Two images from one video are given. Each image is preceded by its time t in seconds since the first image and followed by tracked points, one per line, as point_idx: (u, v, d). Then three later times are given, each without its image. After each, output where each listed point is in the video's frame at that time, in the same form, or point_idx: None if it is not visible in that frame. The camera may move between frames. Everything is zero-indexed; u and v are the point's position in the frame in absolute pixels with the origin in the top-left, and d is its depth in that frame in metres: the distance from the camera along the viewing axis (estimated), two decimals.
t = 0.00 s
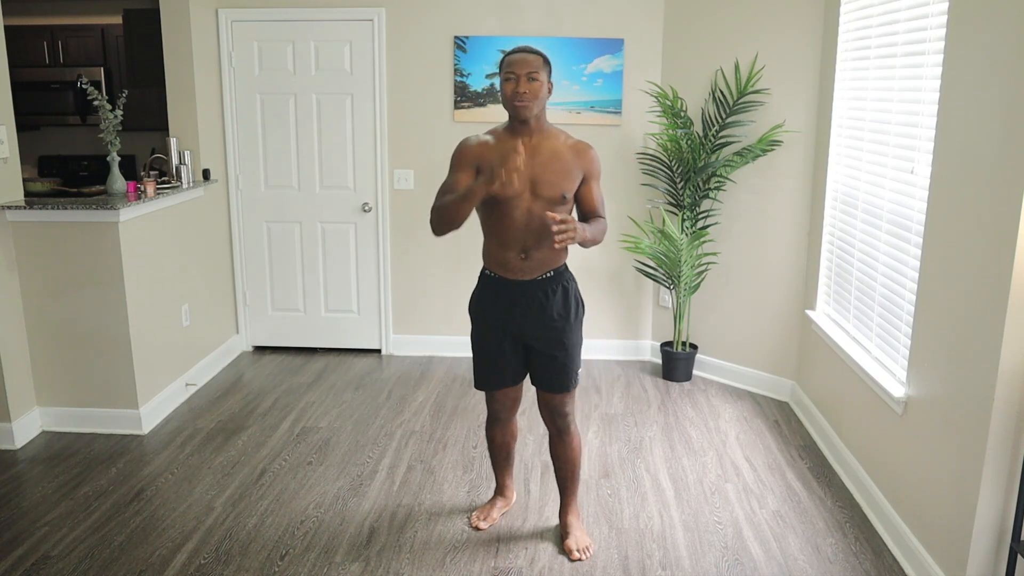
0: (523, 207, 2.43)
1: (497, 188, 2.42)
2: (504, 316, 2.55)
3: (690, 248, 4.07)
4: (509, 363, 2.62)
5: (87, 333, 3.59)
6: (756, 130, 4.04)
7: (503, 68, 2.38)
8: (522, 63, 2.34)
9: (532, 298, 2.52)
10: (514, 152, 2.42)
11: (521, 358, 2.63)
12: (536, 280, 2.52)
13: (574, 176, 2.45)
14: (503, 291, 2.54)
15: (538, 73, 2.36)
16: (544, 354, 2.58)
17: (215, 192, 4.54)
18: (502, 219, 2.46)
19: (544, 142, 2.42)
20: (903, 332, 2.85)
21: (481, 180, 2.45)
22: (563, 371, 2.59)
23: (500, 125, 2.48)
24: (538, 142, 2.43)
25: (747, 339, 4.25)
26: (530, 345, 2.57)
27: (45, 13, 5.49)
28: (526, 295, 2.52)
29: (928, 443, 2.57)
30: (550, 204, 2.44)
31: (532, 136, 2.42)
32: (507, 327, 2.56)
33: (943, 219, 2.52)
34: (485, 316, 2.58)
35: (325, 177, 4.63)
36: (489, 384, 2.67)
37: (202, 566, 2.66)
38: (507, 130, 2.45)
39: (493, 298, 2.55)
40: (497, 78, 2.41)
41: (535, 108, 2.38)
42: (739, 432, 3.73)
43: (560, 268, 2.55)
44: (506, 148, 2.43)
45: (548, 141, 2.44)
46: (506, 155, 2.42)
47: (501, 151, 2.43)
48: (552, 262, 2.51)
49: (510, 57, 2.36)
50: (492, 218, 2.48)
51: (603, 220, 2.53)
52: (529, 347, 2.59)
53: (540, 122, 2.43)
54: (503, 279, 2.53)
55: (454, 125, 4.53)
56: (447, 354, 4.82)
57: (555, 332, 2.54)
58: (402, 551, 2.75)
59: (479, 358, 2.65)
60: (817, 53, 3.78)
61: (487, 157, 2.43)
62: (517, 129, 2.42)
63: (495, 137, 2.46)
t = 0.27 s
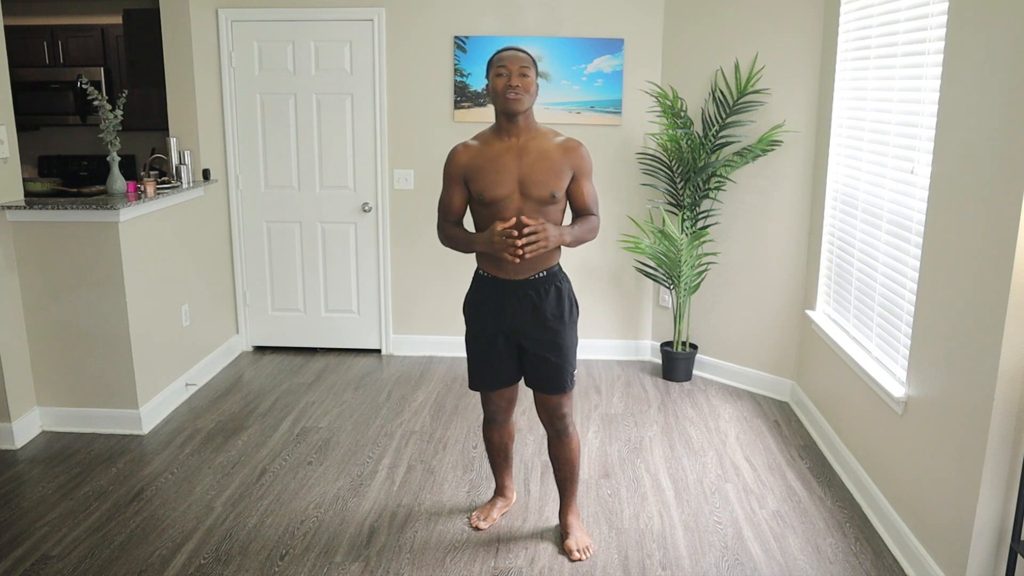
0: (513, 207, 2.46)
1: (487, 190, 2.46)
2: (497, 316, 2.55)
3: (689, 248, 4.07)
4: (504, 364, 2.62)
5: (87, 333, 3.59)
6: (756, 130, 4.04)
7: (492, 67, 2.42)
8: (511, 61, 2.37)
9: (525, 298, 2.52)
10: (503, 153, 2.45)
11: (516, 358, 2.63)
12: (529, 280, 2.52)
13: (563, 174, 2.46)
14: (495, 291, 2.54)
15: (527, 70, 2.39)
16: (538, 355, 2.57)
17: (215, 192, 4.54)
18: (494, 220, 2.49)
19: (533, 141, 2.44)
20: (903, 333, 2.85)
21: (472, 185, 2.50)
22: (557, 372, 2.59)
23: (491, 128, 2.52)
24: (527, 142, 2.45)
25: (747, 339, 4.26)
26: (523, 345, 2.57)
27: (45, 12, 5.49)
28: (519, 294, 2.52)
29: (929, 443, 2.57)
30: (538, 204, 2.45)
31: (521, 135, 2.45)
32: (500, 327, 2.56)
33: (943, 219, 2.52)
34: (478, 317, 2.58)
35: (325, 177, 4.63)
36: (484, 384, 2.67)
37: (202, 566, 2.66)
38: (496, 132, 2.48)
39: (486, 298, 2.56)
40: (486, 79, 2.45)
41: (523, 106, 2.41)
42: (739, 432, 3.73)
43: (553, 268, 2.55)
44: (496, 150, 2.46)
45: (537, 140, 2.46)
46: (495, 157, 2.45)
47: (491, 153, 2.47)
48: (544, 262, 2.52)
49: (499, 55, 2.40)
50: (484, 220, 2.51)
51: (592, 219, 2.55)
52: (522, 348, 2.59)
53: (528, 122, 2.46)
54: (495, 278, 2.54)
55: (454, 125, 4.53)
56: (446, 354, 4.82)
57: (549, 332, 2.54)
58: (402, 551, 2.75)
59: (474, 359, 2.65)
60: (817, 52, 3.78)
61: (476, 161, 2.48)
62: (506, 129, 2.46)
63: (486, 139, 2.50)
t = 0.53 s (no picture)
0: (504, 208, 2.47)
1: (479, 190, 2.48)
2: (489, 312, 2.56)
3: (690, 247, 4.07)
4: (498, 363, 2.63)
5: (87, 333, 3.59)
6: (756, 130, 4.04)
7: (481, 68, 2.43)
8: (496, 61, 2.39)
9: (517, 296, 2.53)
10: (493, 154, 2.47)
11: (509, 356, 2.63)
12: (520, 279, 2.52)
13: (552, 173, 2.44)
14: (489, 290, 2.56)
15: (511, 70, 2.39)
16: (531, 355, 2.57)
17: (215, 192, 4.54)
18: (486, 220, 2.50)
19: (521, 141, 2.44)
20: (903, 332, 2.85)
21: (465, 186, 2.53)
22: (550, 372, 2.58)
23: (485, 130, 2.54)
24: (516, 142, 2.45)
25: (747, 339, 4.25)
26: (516, 344, 2.57)
27: (45, 12, 5.49)
28: (511, 292, 2.53)
29: (928, 443, 2.57)
30: (528, 204, 2.45)
31: (509, 136, 2.46)
32: (492, 323, 2.57)
33: (943, 219, 2.52)
34: (473, 315, 2.60)
35: (325, 177, 4.63)
36: (478, 381, 2.68)
37: (202, 566, 2.66)
38: (488, 132, 2.50)
39: (480, 295, 2.57)
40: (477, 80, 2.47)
41: (509, 106, 2.41)
42: (739, 432, 3.73)
43: (547, 269, 2.54)
44: (487, 151, 2.48)
45: (525, 140, 2.45)
46: (485, 158, 2.48)
47: (482, 154, 2.49)
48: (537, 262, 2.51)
49: (486, 56, 2.41)
50: (479, 220, 2.54)
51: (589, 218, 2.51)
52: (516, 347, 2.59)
53: (517, 122, 2.46)
54: (491, 277, 2.55)
55: (454, 125, 4.53)
56: (445, 354, 4.82)
57: (539, 330, 2.54)
58: (402, 551, 2.75)
59: (469, 358, 2.67)
60: (817, 52, 3.78)
61: (468, 162, 2.51)
62: (495, 130, 2.47)
63: (478, 140, 2.52)
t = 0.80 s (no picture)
0: (501, 207, 2.48)
1: (477, 190, 2.49)
2: (487, 311, 2.57)
3: (689, 247, 4.07)
4: (496, 362, 2.63)
5: (87, 333, 3.58)
6: (756, 131, 4.04)
7: (479, 67, 2.43)
8: (494, 60, 2.38)
9: (515, 296, 2.53)
10: (491, 153, 2.47)
11: (506, 356, 2.63)
12: (518, 278, 2.52)
13: (549, 173, 2.44)
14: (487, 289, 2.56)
15: (509, 70, 2.39)
16: (528, 354, 2.57)
17: (215, 192, 4.54)
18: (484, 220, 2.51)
19: (519, 141, 2.44)
20: (903, 332, 2.85)
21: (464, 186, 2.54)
22: (547, 373, 2.58)
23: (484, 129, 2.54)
24: (514, 141, 2.45)
25: (747, 339, 4.25)
26: (514, 344, 2.57)
27: (45, 12, 5.49)
28: (508, 291, 2.53)
29: (929, 443, 2.57)
30: (524, 203, 2.45)
31: (507, 135, 2.46)
32: (490, 323, 2.57)
33: (943, 219, 2.52)
34: (471, 314, 2.61)
35: (325, 176, 4.63)
36: (477, 380, 2.68)
37: (202, 566, 2.66)
38: (487, 132, 2.50)
39: (477, 295, 2.58)
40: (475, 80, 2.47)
41: (507, 105, 2.41)
42: (739, 432, 3.73)
43: (545, 268, 2.54)
44: (485, 150, 2.49)
45: (523, 140, 2.45)
46: (483, 158, 2.48)
47: (480, 154, 2.49)
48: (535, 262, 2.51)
49: (484, 56, 2.41)
50: (477, 219, 2.54)
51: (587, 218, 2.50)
52: (513, 346, 2.59)
53: (515, 122, 2.46)
54: (490, 276, 2.55)
55: (454, 125, 4.53)
56: (445, 354, 4.82)
57: (536, 330, 2.54)
58: (402, 551, 2.75)
59: (467, 357, 2.67)
60: (817, 52, 3.78)
61: (467, 162, 2.52)
62: (494, 130, 2.47)
63: (478, 140, 2.53)
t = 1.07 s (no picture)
0: (503, 208, 2.47)
1: (478, 191, 2.49)
2: (489, 312, 2.57)
3: (689, 247, 4.07)
4: (497, 362, 2.63)
5: (87, 333, 3.58)
6: (756, 131, 4.04)
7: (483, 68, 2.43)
8: (498, 61, 2.38)
9: (516, 296, 2.53)
10: (493, 154, 2.47)
11: (508, 356, 2.63)
12: (521, 279, 2.52)
13: (551, 174, 2.44)
14: (488, 289, 2.56)
15: (513, 71, 2.39)
16: (529, 354, 2.57)
17: (215, 192, 4.54)
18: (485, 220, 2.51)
19: (521, 142, 2.44)
20: (903, 332, 2.85)
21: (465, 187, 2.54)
22: (549, 373, 2.58)
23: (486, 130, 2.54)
24: (516, 142, 2.45)
25: (747, 339, 4.26)
26: (515, 344, 2.58)
27: (45, 12, 5.49)
28: (511, 292, 2.53)
29: (929, 443, 2.57)
30: (527, 204, 2.45)
31: (510, 136, 2.46)
32: (492, 323, 2.57)
33: (943, 219, 2.52)
34: (471, 315, 2.61)
35: (325, 176, 4.63)
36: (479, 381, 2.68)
37: (202, 566, 2.66)
38: (489, 133, 2.50)
39: (480, 295, 2.58)
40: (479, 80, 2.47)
41: (511, 106, 2.41)
42: (739, 432, 3.73)
43: (546, 269, 2.54)
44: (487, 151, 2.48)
45: (525, 140, 2.45)
46: (485, 159, 2.48)
47: (482, 154, 2.49)
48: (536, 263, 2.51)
49: (488, 56, 2.41)
50: (478, 219, 2.54)
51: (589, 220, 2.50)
52: (515, 347, 2.59)
53: (518, 122, 2.46)
54: (492, 277, 2.55)
55: (454, 125, 4.53)
56: (445, 354, 4.82)
57: (539, 331, 2.54)
58: (402, 551, 2.75)
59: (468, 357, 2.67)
60: (817, 52, 3.78)
61: (468, 162, 2.51)
62: (496, 130, 2.47)
63: (479, 141, 2.52)
